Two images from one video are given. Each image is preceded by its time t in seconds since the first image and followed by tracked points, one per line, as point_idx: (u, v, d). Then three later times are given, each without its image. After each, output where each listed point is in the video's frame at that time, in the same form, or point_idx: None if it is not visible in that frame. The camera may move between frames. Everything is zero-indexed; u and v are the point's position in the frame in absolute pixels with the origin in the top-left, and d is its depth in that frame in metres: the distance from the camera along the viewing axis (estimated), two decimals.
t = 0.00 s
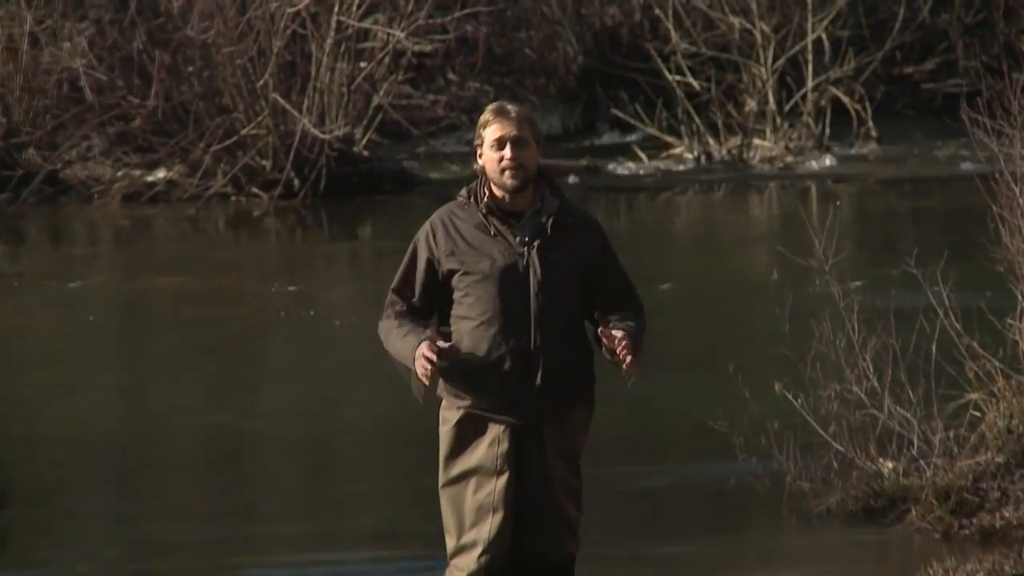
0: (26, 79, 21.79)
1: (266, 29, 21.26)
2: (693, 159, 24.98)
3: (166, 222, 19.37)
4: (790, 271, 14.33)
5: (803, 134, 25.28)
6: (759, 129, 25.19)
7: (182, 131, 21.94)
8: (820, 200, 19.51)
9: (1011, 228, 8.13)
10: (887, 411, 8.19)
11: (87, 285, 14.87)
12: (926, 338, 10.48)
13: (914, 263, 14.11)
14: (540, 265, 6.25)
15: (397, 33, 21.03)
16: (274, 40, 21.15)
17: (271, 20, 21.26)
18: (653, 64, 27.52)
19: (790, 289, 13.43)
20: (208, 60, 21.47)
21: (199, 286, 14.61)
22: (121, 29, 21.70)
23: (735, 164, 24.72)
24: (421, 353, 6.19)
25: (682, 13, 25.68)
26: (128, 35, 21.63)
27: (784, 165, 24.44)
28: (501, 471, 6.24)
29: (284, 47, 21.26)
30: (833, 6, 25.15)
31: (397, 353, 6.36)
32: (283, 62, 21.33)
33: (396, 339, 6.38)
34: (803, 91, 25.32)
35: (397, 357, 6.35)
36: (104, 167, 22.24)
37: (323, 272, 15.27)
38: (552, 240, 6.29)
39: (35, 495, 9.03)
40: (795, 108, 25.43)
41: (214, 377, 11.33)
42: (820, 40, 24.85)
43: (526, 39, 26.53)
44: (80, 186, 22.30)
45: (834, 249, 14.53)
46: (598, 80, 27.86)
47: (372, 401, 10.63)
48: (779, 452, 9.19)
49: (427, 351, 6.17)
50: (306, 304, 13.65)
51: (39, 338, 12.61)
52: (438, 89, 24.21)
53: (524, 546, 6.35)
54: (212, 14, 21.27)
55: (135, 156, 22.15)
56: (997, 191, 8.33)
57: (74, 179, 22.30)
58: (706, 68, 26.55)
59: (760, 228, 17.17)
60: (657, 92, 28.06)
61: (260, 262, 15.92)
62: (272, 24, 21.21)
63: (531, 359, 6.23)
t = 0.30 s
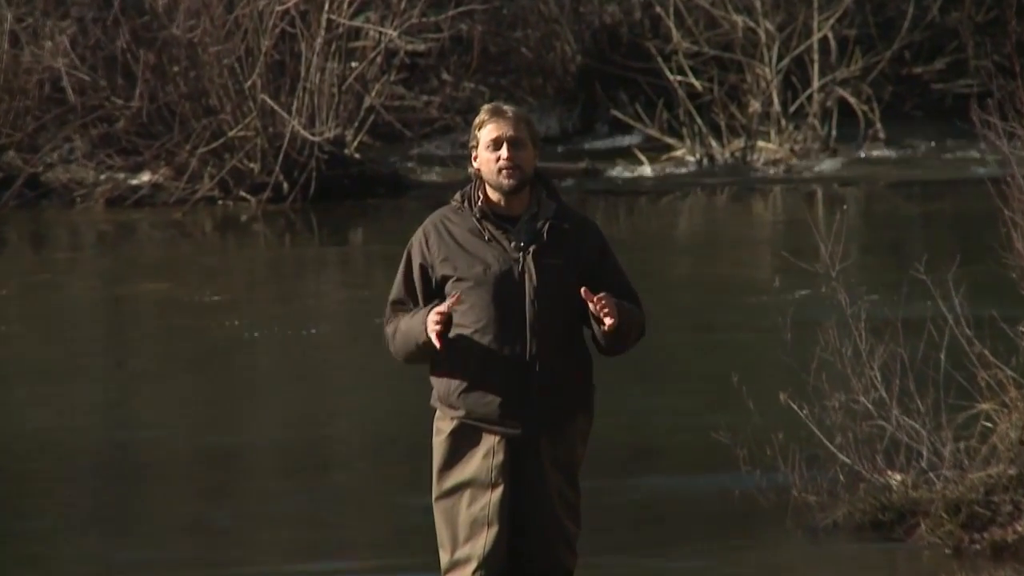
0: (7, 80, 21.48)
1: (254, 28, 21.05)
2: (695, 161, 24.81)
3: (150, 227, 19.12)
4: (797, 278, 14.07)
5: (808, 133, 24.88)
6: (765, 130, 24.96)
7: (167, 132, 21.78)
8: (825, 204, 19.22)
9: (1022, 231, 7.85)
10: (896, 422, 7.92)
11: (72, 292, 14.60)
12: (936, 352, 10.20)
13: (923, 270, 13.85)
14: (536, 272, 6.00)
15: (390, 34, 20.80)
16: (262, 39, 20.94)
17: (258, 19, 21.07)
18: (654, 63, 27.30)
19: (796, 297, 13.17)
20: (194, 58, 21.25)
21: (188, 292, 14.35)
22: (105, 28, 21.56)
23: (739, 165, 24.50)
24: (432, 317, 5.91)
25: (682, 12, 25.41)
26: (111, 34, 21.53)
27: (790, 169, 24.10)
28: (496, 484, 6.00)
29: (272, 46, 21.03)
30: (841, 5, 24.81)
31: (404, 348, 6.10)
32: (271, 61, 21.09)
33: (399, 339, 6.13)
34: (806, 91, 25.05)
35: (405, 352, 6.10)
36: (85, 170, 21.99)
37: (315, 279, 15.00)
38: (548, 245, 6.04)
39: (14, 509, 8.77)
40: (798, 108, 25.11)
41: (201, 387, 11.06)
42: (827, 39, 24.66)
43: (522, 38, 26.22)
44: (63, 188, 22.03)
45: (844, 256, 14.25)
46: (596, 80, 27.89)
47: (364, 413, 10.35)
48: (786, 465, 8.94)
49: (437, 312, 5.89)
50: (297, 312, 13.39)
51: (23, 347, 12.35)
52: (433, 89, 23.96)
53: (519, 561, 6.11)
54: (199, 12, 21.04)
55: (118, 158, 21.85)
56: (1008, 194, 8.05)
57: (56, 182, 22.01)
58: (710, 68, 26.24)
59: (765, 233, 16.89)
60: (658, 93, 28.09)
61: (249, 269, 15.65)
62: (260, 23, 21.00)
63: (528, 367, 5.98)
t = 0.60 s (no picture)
0: None
1: (245, 24, 20.86)
2: (699, 160, 24.51)
3: (139, 228, 18.87)
4: (804, 279, 13.89)
5: (814, 132, 24.64)
6: (771, 129, 24.69)
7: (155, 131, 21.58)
8: (832, 204, 19.01)
9: None
10: (905, 429, 7.68)
11: (59, 295, 14.39)
12: (948, 358, 9.99)
13: (933, 271, 13.66)
14: (534, 274, 5.79)
15: (384, 29, 20.58)
16: (252, 37, 20.74)
17: (250, 14, 20.87)
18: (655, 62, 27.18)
19: (803, 300, 12.98)
20: (184, 56, 21.10)
21: (178, 296, 14.14)
22: (93, 25, 21.53)
23: (743, 166, 24.27)
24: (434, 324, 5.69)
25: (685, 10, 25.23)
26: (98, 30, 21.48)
27: (794, 170, 23.78)
28: (494, 492, 5.79)
29: (264, 43, 20.79)
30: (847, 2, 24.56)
31: (403, 357, 5.91)
32: (263, 58, 20.83)
33: (399, 348, 5.92)
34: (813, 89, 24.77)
35: (405, 362, 5.89)
36: (73, 170, 21.61)
37: (309, 282, 14.80)
38: (546, 247, 5.83)
39: None
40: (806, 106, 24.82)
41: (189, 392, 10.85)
42: (834, 35, 24.36)
43: (520, 34, 25.97)
44: (51, 190, 21.66)
45: (853, 259, 14.07)
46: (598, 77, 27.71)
47: (358, 419, 10.13)
48: (792, 472, 8.72)
49: (439, 317, 5.67)
50: (289, 315, 13.18)
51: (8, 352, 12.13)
52: (428, 86, 23.78)
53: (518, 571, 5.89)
54: (188, 6, 20.86)
55: (105, 158, 21.66)
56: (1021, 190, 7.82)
57: (44, 182, 21.71)
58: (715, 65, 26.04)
59: (770, 234, 16.70)
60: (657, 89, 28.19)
61: (241, 270, 15.44)
62: (253, 19, 20.80)
63: (527, 372, 5.77)
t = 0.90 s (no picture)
0: None
1: (233, 18, 20.54)
2: (702, 160, 24.17)
3: (125, 229, 18.65)
4: (808, 281, 13.66)
5: (824, 131, 24.32)
6: (776, 127, 24.41)
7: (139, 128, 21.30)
8: (838, 204, 18.76)
9: None
10: (914, 436, 7.44)
11: (41, 297, 14.16)
12: (960, 363, 9.73)
13: (944, 272, 13.41)
14: (530, 276, 5.55)
15: (375, 22, 20.27)
16: (238, 31, 20.46)
17: (237, 8, 20.55)
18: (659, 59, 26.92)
19: (808, 303, 12.74)
20: (168, 50, 20.86)
21: (165, 298, 13.90)
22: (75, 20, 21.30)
23: (747, 164, 23.95)
24: (422, 344, 5.55)
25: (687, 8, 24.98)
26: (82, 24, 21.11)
27: (800, 169, 23.47)
28: (492, 502, 5.58)
29: (252, 37, 20.51)
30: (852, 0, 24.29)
31: (394, 363, 5.70)
32: (251, 54, 20.57)
33: (388, 357, 5.73)
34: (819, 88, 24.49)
35: (395, 373, 5.70)
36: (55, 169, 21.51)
37: (299, 283, 14.57)
38: (541, 248, 5.60)
39: None
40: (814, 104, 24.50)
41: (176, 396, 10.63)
42: (842, 32, 24.05)
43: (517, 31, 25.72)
44: (31, 188, 21.68)
45: (859, 260, 13.84)
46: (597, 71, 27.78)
47: (349, 425, 9.89)
48: (798, 482, 8.47)
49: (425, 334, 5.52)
50: (280, 318, 12.93)
51: None
52: (422, 83, 23.54)
53: None
54: None
55: (89, 156, 21.44)
56: None
57: (26, 181, 21.63)
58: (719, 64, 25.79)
59: (775, 235, 16.46)
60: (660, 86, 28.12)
61: (227, 272, 15.21)
62: (241, 13, 20.49)
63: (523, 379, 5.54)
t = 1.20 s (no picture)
0: None
1: (227, 22, 20.52)
2: (699, 164, 24.16)
3: (117, 234, 18.58)
4: (807, 286, 13.61)
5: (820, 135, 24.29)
6: (772, 131, 24.37)
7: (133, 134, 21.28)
8: (837, 209, 18.69)
9: None
10: (912, 442, 7.41)
11: (34, 302, 14.13)
12: (956, 370, 9.69)
13: (943, 277, 13.37)
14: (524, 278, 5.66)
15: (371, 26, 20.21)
16: (231, 36, 20.44)
17: (231, 12, 20.55)
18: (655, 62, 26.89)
19: (808, 308, 12.69)
20: (161, 55, 20.84)
21: (159, 303, 13.88)
22: (68, 24, 21.24)
23: (744, 169, 23.93)
24: (417, 342, 5.58)
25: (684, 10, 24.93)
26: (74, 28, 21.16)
27: (796, 173, 23.40)
28: (484, 505, 5.68)
29: (246, 41, 20.46)
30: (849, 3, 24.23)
31: (386, 364, 5.79)
32: (245, 58, 20.51)
33: (380, 356, 5.80)
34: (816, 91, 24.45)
35: (387, 373, 5.77)
36: (48, 174, 21.47)
37: (295, 288, 14.53)
38: (535, 250, 5.70)
39: None
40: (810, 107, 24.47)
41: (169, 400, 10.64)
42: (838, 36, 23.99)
43: (514, 33, 25.69)
44: (24, 193, 21.57)
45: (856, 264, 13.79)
46: (593, 76, 27.46)
47: (345, 427, 9.92)
48: (794, 488, 8.44)
49: (419, 334, 5.57)
50: (274, 323, 12.91)
51: None
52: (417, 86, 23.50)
53: None
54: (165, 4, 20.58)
55: (82, 160, 21.40)
56: None
57: (20, 186, 21.57)
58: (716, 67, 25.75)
59: (772, 240, 16.40)
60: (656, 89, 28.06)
61: (220, 277, 15.15)
62: (235, 17, 20.46)
63: (516, 379, 5.64)
